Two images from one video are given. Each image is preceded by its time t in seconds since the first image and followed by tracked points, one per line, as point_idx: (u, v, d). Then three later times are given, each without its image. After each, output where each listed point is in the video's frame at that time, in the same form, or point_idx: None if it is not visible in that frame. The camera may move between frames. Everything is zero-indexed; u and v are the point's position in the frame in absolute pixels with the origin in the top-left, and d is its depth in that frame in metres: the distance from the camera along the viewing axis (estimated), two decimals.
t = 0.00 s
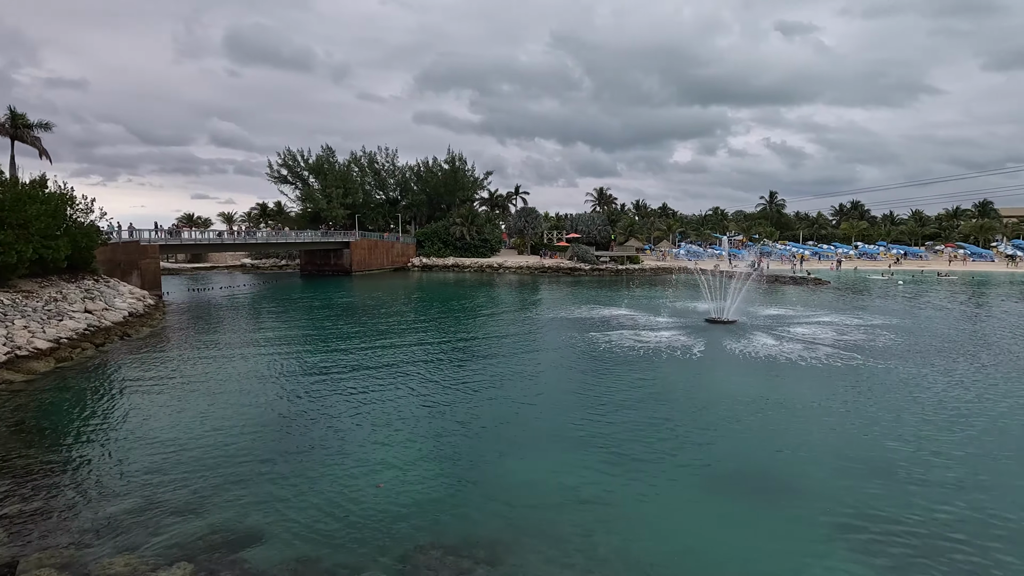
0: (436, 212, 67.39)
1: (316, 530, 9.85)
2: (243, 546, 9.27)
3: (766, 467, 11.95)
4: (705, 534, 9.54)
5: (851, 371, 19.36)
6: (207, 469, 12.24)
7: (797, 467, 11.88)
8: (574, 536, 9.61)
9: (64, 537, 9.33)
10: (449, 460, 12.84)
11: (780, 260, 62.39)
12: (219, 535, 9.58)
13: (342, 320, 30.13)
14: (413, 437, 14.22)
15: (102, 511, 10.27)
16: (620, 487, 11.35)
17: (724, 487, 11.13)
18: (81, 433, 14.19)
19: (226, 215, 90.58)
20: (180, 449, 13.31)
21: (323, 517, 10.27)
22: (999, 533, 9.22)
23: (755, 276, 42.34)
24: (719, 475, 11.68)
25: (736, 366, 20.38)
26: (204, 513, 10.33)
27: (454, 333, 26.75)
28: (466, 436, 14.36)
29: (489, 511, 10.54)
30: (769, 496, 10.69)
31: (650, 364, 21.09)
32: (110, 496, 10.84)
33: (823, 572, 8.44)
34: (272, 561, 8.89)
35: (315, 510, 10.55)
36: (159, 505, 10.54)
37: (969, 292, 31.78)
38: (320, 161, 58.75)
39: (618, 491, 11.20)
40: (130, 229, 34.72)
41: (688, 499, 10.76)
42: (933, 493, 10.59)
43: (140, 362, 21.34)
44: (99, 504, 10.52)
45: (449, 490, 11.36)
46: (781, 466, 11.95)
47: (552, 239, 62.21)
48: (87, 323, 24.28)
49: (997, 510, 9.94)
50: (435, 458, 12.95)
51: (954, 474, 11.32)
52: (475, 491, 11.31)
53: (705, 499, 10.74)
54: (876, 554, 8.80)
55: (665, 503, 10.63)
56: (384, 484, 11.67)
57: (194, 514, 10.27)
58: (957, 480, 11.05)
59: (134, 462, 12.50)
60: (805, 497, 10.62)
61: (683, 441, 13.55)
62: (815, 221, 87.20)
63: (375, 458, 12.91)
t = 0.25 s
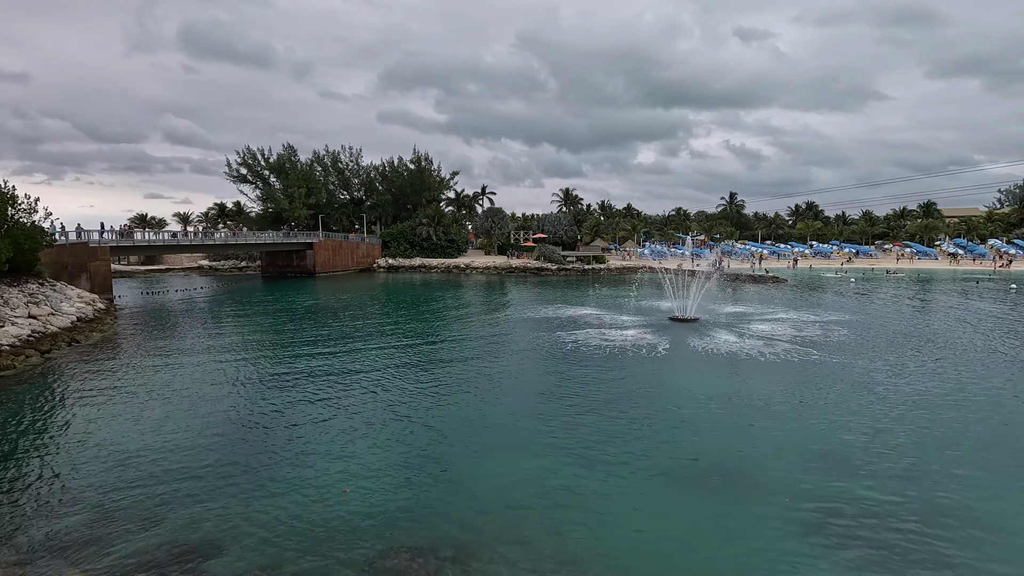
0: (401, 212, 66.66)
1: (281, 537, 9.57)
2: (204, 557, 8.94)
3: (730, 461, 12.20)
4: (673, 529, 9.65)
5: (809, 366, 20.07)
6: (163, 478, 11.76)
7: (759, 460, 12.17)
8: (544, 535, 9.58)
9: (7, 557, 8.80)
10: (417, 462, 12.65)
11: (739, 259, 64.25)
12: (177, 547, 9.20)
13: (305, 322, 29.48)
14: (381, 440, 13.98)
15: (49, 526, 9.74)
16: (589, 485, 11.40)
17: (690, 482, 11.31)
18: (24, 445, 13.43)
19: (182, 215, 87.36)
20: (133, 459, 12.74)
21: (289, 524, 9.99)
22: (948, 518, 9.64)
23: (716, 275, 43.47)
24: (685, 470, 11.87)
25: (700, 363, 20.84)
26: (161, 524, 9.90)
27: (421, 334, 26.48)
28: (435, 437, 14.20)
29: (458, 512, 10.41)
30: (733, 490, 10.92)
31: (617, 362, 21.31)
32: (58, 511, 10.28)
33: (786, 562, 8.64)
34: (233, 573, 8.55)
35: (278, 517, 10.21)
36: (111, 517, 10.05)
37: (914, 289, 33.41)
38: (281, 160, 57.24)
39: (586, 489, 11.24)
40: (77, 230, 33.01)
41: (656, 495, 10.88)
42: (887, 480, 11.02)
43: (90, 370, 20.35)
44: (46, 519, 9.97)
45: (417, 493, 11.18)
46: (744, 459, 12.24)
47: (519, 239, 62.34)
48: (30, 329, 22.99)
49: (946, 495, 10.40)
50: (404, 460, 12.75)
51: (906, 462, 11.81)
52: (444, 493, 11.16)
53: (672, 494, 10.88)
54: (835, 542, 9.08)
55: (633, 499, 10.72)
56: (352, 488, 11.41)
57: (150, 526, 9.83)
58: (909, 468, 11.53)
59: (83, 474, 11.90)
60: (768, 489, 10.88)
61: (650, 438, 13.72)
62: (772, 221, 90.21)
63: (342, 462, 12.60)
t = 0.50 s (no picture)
0: (369, 213, 65.79)
1: (243, 546, 9.28)
2: (161, 570, 8.60)
3: (698, 457, 12.39)
4: (643, 526, 9.72)
5: (770, 363, 20.54)
6: (116, 490, 11.26)
7: (726, 456, 12.40)
8: (516, 537, 9.52)
9: None
10: (387, 467, 12.44)
11: (704, 259, 65.75)
12: (132, 561, 8.81)
13: (269, 326, 28.74)
14: (349, 445, 13.69)
15: None
16: (560, 485, 11.39)
17: (660, 480, 11.43)
18: None
19: (137, 215, 83.96)
20: (84, 471, 12.17)
21: (252, 532, 9.71)
22: (905, 507, 10.01)
23: (681, 274, 44.37)
24: (655, 468, 12.00)
25: (666, 361, 21.18)
26: (114, 537, 9.47)
27: (390, 337, 26.12)
28: (404, 441, 13.99)
29: (429, 516, 10.26)
30: (702, 485, 11.09)
31: (586, 361, 21.44)
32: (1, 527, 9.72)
33: (754, 556, 8.80)
34: None
35: (240, 527, 9.85)
36: (60, 533, 9.56)
37: (867, 287, 34.82)
38: (243, 159, 55.69)
39: (558, 489, 11.22)
40: (22, 231, 31.28)
41: (626, 493, 10.96)
42: (847, 472, 11.38)
43: (37, 378, 19.36)
44: None
45: (386, 498, 10.97)
46: (711, 456, 12.45)
47: (488, 239, 62.35)
48: None
49: (902, 485, 10.81)
50: (373, 465, 12.51)
51: (864, 455, 12.23)
52: (414, 497, 10.98)
53: (643, 491, 10.97)
54: (800, 533, 9.30)
55: (604, 498, 10.77)
56: (318, 494, 11.16)
57: (102, 540, 9.39)
58: (867, 460, 11.93)
59: (29, 488, 11.30)
60: (735, 484, 11.09)
61: (620, 437, 13.84)
62: (735, 222, 92.61)
63: (309, 470, 12.27)
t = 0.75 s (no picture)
0: (337, 213, 64.82)
1: (205, 557, 8.98)
2: None
3: (667, 455, 12.54)
4: (615, 525, 9.76)
5: (735, 361, 21.01)
6: (69, 502, 10.73)
7: (695, 454, 12.58)
8: (488, 539, 9.44)
9: None
10: (356, 470, 12.25)
11: (672, 259, 66.93)
12: None
13: (233, 329, 27.92)
14: (317, 448, 13.44)
15: None
16: (531, 486, 11.36)
17: (631, 479, 11.52)
18: None
19: (92, 216, 80.58)
20: (33, 483, 11.55)
21: (215, 542, 9.40)
22: (865, 500, 10.33)
23: (649, 274, 45.08)
24: (625, 467, 12.09)
25: (635, 360, 21.45)
26: (67, 552, 9.03)
27: (360, 339, 25.78)
28: (375, 443, 13.82)
29: (399, 521, 10.08)
30: (671, 484, 11.22)
31: (557, 362, 21.51)
32: None
33: (722, 552, 8.93)
34: None
35: (201, 539, 9.50)
36: (8, 549, 9.07)
37: (826, 286, 36.04)
38: (204, 157, 54.19)
39: (529, 490, 11.19)
40: None
41: (597, 492, 11.03)
42: (810, 467, 11.69)
43: None
44: None
45: (355, 503, 10.75)
46: (681, 454, 12.61)
47: (459, 240, 62.15)
48: None
49: (862, 478, 11.16)
50: (342, 470, 12.28)
51: (825, 449, 12.59)
52: (383, 502, 10.80)
53: (614, 491, 11.03)
54: (766, 528, 9.49)
55: (576, 498, 10.78)
56: (285, 500, 10.88)
57: (53, 555, 8.94)
58: (828, 454, 12.28)
59: None
60: (704, 482, 11.25)
61: (591, 436, 13.91)
62: (702, 223, 94.60)
63: (275, 475, 11.99)
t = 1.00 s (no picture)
0: (306, 215, 63.74)
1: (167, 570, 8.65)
2: None
3: (639, 455, 12.62)
4: (587, 526, 9.75)
5: (705, 361, 21.35)
6: (22, 515, 10.21)
7: (665, 454, 12.68)
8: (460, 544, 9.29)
9: None
10: (326, 475, 12.03)
11: (643, 261, 67.93)
12: None
13: (198, 333, 27.10)
14: (287, 454, 13.17)
15: None
16: (504, 489, 11.27)
17: (603, 479, 11.54)
18: None
19: (46, 216, 77.24)
20: None
21: (177, 554, 9.07)
22: (831, 494, 10.55)
23: (620, 276, 45.61)
24: (598, 467, 12.09)
25: (608, 361, 21.61)
26: (18, 568, 8.61)
27: (330, 342, 25.34)
28: (346, 448, 13.60)
29: (368, 527, 9.85)
30: (643, 483, 11.26)
31: (530, 363, 21.51)
32: None
33: (694, 549, 8.99)
34: None
35: (161, 549, 9.20)
36: None
37: (790, 287, 37.08)
38: (167, 156, 52.66)
39: (502, 493, 11.08)
40: None
41: (570, 492, 11.05)
42: (777, 463, 11.90)
43: None
44: None
45: (324, 509, 10.51)
46: (652, 453, 12.69)
47: (431, 242, 61.78)
48: None
49: (826, 473, 11.41)
50: (311, 475, 12.04)
51: (791, 445, 12.86)
52: (352, 508, 10.58)
53: (586, 492, 11.00)
54: (737, 525, 9.58)
55: (549, 499, 10.73)
56: (254, 507, 10.58)
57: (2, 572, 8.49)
58: (795, 450, 12.53)
59: None
60: (674, 480, 11.34)
61: (564, 437, 13.91)
62: (672, 226, 96.23)
63: (242, 481, 11.69)
